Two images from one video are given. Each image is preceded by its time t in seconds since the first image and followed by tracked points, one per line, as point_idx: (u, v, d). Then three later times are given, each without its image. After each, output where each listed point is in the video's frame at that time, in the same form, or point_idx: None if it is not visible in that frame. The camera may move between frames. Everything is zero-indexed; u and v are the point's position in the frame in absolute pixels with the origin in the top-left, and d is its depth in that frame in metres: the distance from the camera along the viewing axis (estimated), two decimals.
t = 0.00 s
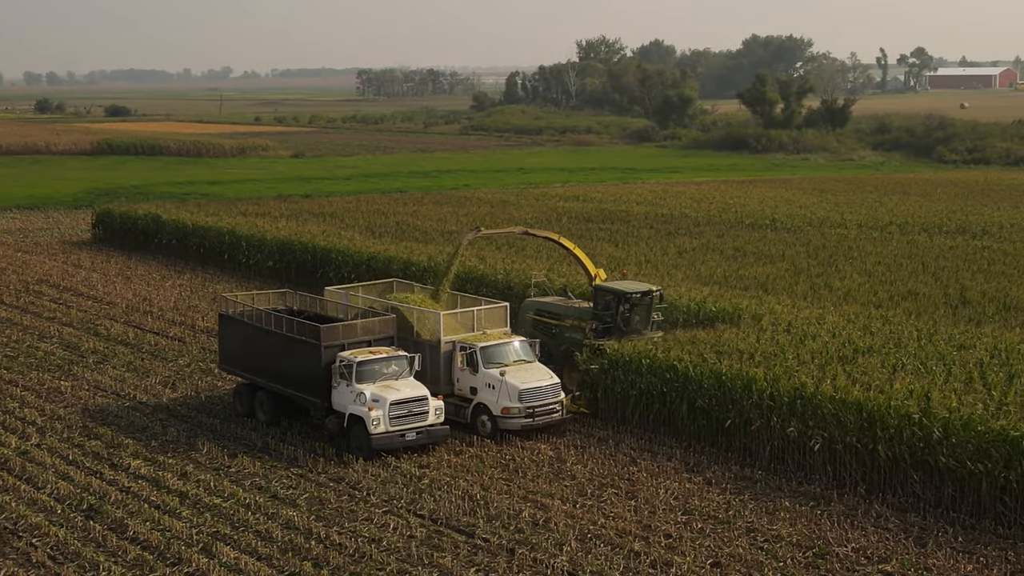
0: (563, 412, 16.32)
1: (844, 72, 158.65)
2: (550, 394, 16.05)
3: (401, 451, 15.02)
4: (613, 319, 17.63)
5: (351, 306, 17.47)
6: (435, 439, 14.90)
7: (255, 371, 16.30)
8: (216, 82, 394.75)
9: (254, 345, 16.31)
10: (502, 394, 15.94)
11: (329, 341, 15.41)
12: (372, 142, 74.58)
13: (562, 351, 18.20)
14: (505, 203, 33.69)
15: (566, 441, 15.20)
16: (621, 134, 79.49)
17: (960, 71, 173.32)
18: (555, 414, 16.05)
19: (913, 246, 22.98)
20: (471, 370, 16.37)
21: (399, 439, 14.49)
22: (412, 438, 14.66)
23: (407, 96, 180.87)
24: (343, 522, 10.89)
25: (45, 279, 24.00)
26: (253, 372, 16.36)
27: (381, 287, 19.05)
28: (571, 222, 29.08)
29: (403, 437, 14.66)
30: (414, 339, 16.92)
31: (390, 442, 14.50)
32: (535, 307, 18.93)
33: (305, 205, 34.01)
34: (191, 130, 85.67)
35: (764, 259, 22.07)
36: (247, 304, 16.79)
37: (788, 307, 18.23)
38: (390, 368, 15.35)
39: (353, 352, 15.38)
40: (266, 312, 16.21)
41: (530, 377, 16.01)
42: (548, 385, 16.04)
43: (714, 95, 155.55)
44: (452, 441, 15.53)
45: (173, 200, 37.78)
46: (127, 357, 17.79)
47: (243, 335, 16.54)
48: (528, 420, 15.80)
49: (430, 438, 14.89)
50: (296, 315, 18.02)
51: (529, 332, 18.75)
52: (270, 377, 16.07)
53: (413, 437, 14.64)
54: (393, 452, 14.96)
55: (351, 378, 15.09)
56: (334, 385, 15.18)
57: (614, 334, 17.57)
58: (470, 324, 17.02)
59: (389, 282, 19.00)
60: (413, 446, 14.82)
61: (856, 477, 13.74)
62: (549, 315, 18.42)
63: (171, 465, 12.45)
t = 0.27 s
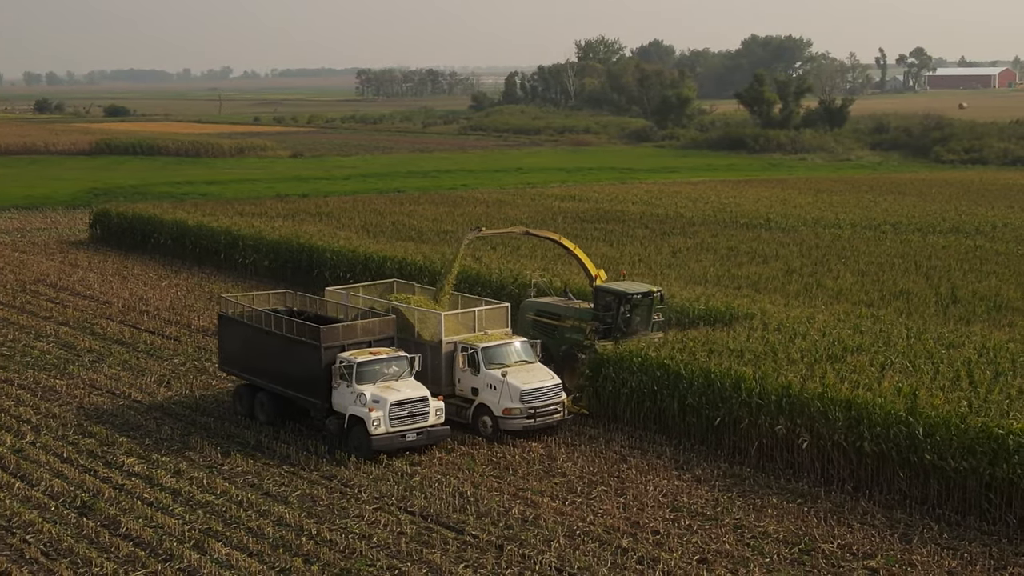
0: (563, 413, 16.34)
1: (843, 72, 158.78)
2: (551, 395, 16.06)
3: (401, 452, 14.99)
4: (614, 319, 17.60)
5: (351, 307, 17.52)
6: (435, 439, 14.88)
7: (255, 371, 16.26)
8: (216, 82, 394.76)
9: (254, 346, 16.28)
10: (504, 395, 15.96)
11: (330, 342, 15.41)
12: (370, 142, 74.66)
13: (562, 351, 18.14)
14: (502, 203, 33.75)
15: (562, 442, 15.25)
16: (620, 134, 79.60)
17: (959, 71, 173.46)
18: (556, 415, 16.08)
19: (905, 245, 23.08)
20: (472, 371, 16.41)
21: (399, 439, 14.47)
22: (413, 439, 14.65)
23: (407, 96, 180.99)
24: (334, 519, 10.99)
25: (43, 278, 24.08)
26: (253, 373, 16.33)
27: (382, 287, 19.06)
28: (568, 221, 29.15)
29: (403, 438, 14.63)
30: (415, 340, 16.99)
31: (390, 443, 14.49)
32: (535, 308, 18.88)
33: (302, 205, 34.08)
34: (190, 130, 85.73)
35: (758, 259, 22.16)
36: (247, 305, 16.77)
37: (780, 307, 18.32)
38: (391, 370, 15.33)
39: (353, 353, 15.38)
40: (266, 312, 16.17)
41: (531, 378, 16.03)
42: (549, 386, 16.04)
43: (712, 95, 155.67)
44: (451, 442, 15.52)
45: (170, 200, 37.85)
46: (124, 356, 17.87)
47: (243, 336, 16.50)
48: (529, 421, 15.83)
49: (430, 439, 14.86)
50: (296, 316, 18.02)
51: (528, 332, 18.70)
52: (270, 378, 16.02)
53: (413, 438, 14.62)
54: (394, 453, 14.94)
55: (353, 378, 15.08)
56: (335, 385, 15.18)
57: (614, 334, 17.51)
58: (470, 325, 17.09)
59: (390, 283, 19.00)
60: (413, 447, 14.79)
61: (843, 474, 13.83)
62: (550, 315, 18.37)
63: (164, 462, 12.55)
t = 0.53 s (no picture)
0: (564, 413, 16.35)
1: (842, 72, 158.89)
2: (553, 395, 16.05)
3: (402, 451, 15.00)
4: (615, 319, 17.63)
5: (353, 307, 17.50)
6: (436, 440, 14.87)
7: (255, 371, 16.31)
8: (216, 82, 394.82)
9: (255, 346, 16.32)
10: (506, 395, 15.95)
11: (330, 342, 15.44)
12: (369, 142, 74.76)
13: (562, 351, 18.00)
14: (498, 203, 33.80)
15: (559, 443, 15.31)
16: (618, 134, 79.67)
17: (958, 71, 173.52)
18: (557, 415, 16.07)
19: (899, 245, 23.16)
20: (474, 371, 16.40)
21: (400, 440, 14.47)
22: (414, 439, 14.64)
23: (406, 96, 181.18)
24: (326, 515, 11.08)
25: (40, 277, 24.16)
26: (254, 373, 16.38)
27: (381, 288, 19.04)
28: (564, 221, 29.21)
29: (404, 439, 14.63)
30: (417, 340, 17.00)
31: (391, 444, 14.48)
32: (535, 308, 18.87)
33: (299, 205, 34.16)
34: (189, 130, 85.79)
35: (752, 258, 22.24)
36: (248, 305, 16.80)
37: (771, 305, 18.40)
38: (392, 370, 15.33)
39: (354, 353, 15.41)
40: (267, 313, 16.21)
41: (533, 378, 16.02)
42: (550, 386, 16.04)
43: (711, 94, 155.78)
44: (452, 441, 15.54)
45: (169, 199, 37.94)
46: (119, 354, 17.95)
47: (244, 336, 16.55)
48: (530, 421, 15.83)
49: (431, 439, 14.86)
50: (296, 315, 18.04)
51: (527, 331, 18.72)
52: (271, 378, 16.06)
53: (414, 438, 14.62)
54: (395, 453, 14.93)
55: (354, 379, 15.09)
56: (336, 386, 15.23)
57: (614, 335, 17.53)
58: (472, 325, 17.03)
59: (390, 283, 18.98)
60: (414, 447, 14.79)
61: (831, 471, 13.93)
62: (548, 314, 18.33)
63: (158, 459, 12.64)
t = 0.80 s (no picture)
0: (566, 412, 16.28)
1: (839, 72, 158.84)
2: (554, 396, 15.97)
3: (402, 451, 14.93)
4: (615, 318, 17.53)
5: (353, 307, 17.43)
6: (437, 440, 14.78)
7: (255, 371, 16.26)
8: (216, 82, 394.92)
9: (254, 346, 16.27)
10: (507, 395, 15.86)
11: (331, 342, 15.36)
12: (367, 142, 74.85)
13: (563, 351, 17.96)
14: (495, 203, 33.83)
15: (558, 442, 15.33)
16: (617, 134, 79.77)
17: (956, 71, 173.65)
18: (558, 415, 16.00)
19: (892, 244, 23.24)
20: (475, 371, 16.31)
21: (401, 440, 14.39)
22: (415, 439, 14.55)
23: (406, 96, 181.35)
24: (318, 511, 11.17)
25: (37, 277, 24.22)
26: (254, 373, 16.33)
27: (382, 288, 19.02)
28: (562, 221, 29.23)
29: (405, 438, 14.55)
30: (417, 340, 16.93)
31: (393, 444, 14.39)
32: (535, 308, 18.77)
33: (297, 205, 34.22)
34: (188, 130, 85.88)
35: (745, 257, 22.29)
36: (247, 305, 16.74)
37: (764, 304, 18.48)
38: (393, 370, 15.24)
39: (355, 353, 15.33)
40: (267, 313, 16.13)
41: (534, 378, 15.93)
42: (552, 386, 15.97)
43: (710, 94, 155.99)
44: (451, 440, 15.48)
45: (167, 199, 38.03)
46: (115, 353, 18.01)
47: (244, 336, 16.47)
48: (532, 421, 15.75)
49: (432, 439, 14.78)
50: (296, 316, 18.00)
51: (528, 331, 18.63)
52: (271, 378, 16.01)
53: (416, 438, 14.55)
54: (396, 453, 14.85)
55: (355, 379, 14.99)
56: (337, 386, 15.13)
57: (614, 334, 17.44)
58: (474, 325, 16.93)
59: (391, 284, 18.91)
60: (415, 447, 14.71)
61: (820, 468, 14.03)
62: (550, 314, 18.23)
63: (152, 457, 12.72)
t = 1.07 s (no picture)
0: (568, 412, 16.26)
1: (837, 72, 158.97)
2: (555, 395, 15.95)
3: (403, 452, 14.87)
4: (615, 319, 17.54)
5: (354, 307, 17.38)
6: (438, 440, 14.73)
7: (256, 371, 16.26)
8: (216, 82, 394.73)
9: (255, 347, 16.27)
10: (508, 396, 15.84)
11: (333, 342, 15.36)
12: (366, 142, 74.95)
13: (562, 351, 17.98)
14: (491, 203, 33.91)
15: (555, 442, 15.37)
16: (615, 134, 79.86)
17: (955, 71, 173.75)
18: (559, 415, 15.99)
19: (886, 243, 23.33)
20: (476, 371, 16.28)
21: (403, 440, 14.35)
22: (416, 440, 14.51)
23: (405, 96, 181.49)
24: (309, 507, 11.27)
25: (33, 276, 24.30)
26: (254, 373, 16.33)
27: (382, 288, 18.92)
28: (559, 220, 29.28)
29: (406, 439, 14.50)
30: (418, 340, 16.84)
31: (394, 444, 14.34)
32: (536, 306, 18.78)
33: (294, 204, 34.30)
34: (187, 130, 85.94)
35: (738, 257, 22.37)
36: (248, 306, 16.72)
37: (756, 303, 18.56)
38: (394, 371, 15.19)
39: (356, 353, 15.31)
40: (268, 313, 16.12)
41: (535, 378, 15.91)
42: (554, 386, 15.94)
43: (708, 94, 156.16)
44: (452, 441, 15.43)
45: (165, 199, 38.12)
46: (110, 352, 18.08)
47: (245, 336, 16.47)
48: (534, 421, 15.71)
49: (433, 440, 14.73)
50: (296, 316, 17.97)
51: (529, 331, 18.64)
52: (272, 378, 16.00)
53: (417, 438, 14.51)
54: (397, 453, 14.79)
55: (357, 379, 14.94)
56: (337, 386, 15.10)
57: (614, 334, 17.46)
58: (475, 326, 16.88)
59: (391, 284, 18.84)
60: (416, 447, 14.66)
61: (808, 465, 14.14)
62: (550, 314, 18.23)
63: (146, 454, 12.82)
